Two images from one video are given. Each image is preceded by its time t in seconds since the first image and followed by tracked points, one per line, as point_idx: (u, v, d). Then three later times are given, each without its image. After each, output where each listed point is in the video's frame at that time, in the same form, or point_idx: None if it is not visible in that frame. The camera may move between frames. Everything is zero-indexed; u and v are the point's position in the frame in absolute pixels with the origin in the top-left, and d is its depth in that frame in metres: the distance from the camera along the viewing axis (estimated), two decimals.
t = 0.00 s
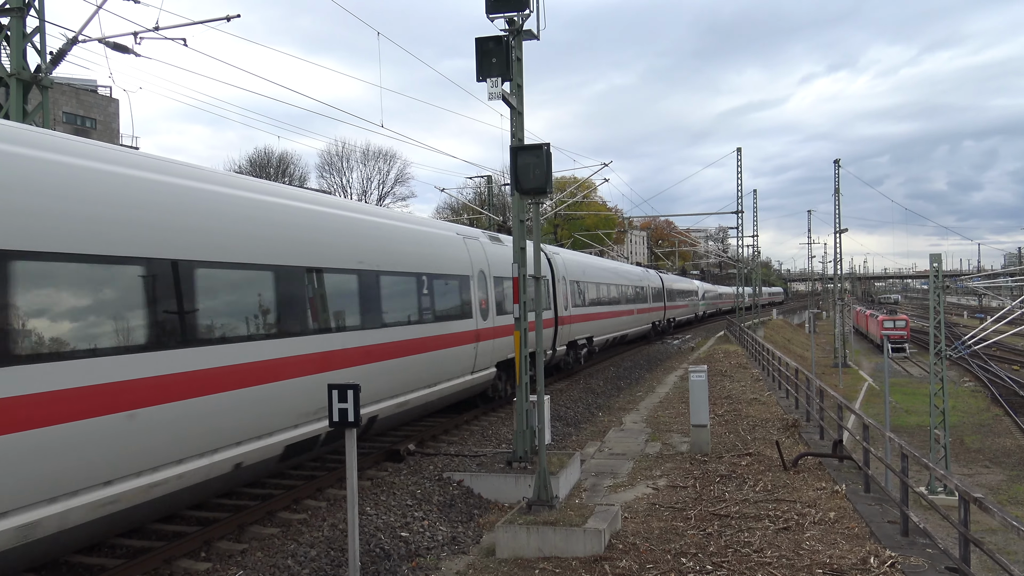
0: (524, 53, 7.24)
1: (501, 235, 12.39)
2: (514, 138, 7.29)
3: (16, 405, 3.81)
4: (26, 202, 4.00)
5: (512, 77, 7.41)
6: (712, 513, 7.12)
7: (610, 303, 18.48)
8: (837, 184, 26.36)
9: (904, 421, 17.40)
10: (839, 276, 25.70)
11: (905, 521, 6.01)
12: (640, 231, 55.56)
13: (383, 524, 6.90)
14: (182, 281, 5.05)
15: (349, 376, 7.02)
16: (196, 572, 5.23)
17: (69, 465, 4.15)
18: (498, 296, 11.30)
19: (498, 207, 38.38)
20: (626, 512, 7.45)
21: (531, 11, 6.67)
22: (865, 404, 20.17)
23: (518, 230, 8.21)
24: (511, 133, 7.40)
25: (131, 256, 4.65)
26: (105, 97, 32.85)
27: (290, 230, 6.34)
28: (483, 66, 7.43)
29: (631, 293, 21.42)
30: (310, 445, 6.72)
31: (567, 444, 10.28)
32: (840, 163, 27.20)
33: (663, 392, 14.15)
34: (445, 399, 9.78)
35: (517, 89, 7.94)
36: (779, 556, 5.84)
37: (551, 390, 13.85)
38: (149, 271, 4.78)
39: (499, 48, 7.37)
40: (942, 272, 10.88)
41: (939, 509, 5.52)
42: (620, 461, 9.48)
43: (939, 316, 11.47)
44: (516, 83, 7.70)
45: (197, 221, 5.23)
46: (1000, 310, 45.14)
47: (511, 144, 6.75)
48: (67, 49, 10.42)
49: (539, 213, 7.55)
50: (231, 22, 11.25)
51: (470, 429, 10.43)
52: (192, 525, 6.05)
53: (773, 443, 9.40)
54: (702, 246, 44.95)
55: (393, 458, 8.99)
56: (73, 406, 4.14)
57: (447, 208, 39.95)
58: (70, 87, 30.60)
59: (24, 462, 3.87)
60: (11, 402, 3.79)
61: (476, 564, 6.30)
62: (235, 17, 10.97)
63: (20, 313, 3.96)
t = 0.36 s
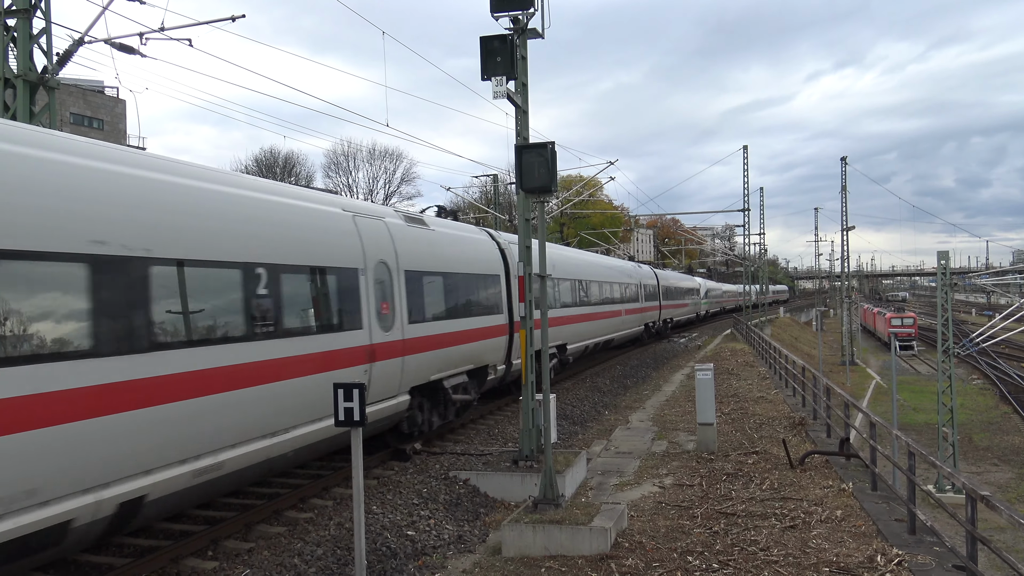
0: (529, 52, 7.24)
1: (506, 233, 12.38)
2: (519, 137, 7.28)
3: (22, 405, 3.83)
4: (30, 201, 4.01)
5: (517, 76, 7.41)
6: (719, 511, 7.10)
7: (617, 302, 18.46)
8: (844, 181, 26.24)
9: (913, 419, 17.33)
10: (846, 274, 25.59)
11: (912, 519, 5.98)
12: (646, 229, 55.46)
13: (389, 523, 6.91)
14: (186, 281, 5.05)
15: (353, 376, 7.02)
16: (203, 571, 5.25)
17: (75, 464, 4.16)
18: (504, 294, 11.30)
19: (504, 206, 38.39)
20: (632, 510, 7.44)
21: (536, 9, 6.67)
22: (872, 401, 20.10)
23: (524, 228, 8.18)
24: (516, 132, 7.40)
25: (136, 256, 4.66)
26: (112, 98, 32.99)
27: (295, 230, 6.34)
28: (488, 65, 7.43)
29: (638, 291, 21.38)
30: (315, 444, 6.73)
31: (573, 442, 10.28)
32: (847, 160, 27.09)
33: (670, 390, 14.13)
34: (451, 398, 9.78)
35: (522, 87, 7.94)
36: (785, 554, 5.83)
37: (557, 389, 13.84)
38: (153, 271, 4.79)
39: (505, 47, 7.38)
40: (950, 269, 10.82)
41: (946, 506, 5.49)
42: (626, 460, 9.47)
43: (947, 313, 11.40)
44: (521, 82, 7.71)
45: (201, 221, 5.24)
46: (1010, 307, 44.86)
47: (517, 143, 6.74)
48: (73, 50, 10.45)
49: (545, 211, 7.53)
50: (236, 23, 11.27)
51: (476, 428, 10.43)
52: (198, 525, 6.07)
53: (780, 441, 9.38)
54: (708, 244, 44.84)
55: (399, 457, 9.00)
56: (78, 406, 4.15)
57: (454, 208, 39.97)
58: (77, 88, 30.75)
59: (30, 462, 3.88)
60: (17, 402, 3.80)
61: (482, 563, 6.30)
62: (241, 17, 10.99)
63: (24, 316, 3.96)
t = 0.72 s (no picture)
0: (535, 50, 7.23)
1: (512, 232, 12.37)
2: (525, 135, 7.27)
3: (29, 404, 3.81)
4: (35, 200, 3.97)
5: (523, 74, 7.40)
6: (726, 510, 7.09)
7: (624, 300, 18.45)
8: (852, 178, 26.13)
9: (921, 417, 17.26)
10: (854, 272, 25.49)
11: (920, 518, 5.96)
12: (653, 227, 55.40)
13: (396, 521, 6.92)
14: (192, 280, 5.03)
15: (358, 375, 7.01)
16: (210, 569, 5.27)
17: (80, 464, 4.15)
18: (510, 293, 11.30)
19: (510, 204, 38.40)
20: (639, 509, 7.43)
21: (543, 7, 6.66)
22: (880, 399, 20.04)
23: (530, 227, 8.16)
24: (522, 131, 7.38)
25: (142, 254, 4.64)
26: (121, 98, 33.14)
27: (298, 230, 6.34)
28: (494, 64, 7.42)
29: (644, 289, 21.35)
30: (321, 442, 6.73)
31: (580, 441, 10.28)
32: (855, 157, 26.98)
33: (677, 388, 14.11)
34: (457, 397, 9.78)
35: (528, 86, 7.93)
36: (792, 553, 5.80)
37: (564, 387, 13.84)
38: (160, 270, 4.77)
39: (511, 45, 7.36)
40: (959, 266, 10.76)
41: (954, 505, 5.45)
42: (633, 458, 9.47)
43: (955, 311, 11.35)
44: (527, 80, 7.69)
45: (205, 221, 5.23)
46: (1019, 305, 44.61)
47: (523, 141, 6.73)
48: (80, 50, 10.49)
49: (551, 210, 7.50)
50: (242, 23, 11.30)
51: (482, 427, 10.44)
52: (206, 523, 6.09)
53: (787, 440, 9.35)
54: (715, 242, 44.75)
55: (406, 455, 9.01)
56: (86, 405, 4.13)
57: (460, 206, 40.02)
58: (86, 88, 30.90)
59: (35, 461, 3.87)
60: (24, 401, 3.79)
61: (489, 561, 6.31)
62: (247, 18, 11.01)
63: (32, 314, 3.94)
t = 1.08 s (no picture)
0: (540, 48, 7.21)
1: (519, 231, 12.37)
2: (530, 133, 7.26)
3: (30, 405, 3.79)
4: (43, 201, 3.98)
5: (528, 72, 7.39)
6: (734, 508, 7.07)
7: (631, 299, 18.43)
8: (859, 174, 26.02)
9: (930, 414, 17.18)
10: (862, 268, 25.39)
11: (930, 515, 5.93)
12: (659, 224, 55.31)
13: (404, 520, 6.93)
14: (198, 279, 5.02)
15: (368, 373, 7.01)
16: (219, 568, 5.29)
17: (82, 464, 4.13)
18: (516, 292, 11.29)
19: (516, 202, 38.41)
20: (647, 507, 7.42)
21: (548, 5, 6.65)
22: (888, 396, 19.97)
23: (537, 225, 8.14)
24: (528, 129, 7.37)
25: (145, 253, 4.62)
26: (128, 98, 33.29)
27: (312, 228, 6.32)
28: (500, 62, 7.41)
29: (651, 287, 21.32)
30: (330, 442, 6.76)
31: (588, 439, 10.27)
32: (862, 153, 26.87)
33: (685, 386, 14.09)
34: (465, 395, 9.80)
35: (533, 84, 7.91)
36: (801, 551, 5.79)
37: (571, 385, 13.84)
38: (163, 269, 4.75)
39: (516, 44, 7.35)
40: (967, 263, 10.71)
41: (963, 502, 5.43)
42: (640, 456, 9.46)
43: (965, 307, 11.30)
44: (532, 78, 7.68)
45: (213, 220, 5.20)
46: None
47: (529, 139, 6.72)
48: (88, 52, 10.52)
49: (558, 208, 7.49)
50: (248, 23, 11.31)
51: (490, 425, 10.45)
52: (215, 522, 6.12)
53: (795, 437, 9.33)
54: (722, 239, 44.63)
55: (414, 454, 9.02)
56: (87, 406, 4.11)
57: (466, 205, 40.03)
58: (93, 90, 31.04)
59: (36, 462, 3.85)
60: (25, 402, 3.76)
61: (497, 559, 6.31)
62: (253, 18, 11.03)
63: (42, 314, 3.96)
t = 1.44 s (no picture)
0: (547, 47, 7.21)
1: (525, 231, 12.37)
2: (537, 133, 7.27)
3: (29, 401, 3.80)
4: (50, 201, 4.06)
5: (535, 72, 7.39)
6: (741, 508, 7.06)
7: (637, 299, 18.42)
8: (866, 174, 25.93)
9: (938, 415, 17.09)
10: (870, 268, 25.29)
11: (937, 516, 5.91)
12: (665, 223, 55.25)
13: (410, 519, 6.94)
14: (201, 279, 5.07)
15: (374, 372, 7.07)
16: (227, 567, 5.30)
17: (84, 461, 4.14)
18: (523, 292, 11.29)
19: (523, 202, 38.41)
20: (653, 507, 7.42)
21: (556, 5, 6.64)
22: (896, 397, 19.90)
23: (543, 225, 8.14)
24: (534, 129, 7.38)
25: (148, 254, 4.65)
26: (135, 98, 33.38)
27: (315, 228, 6.40)
28: (506, 62, 7.41)
29: (659, 287, 21.29)
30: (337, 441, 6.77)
31: (594, 439, 10.26)
32: (869, 152, 26.78)
33: (691, 387, 14.06)
34: (472, 395, 9.80)
35: (540, 83, 7.91)
36: (808, 551, 5.78)
37: (577, 386, 13.82)
38: (164, 268, 4.78)
39: (523, 43, 7.35)
40: (976, 263, 10.67)
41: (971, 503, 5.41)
42: (647, 456, 9.45)
43: (973, 308, 11.25)
44: (539, 78, 7.69)
45: (218, 219, 5.27)
46: None
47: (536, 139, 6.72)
48: (96, 52, 10.55)
49: (565, 208, 7.48)
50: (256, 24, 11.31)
51: (496, 425, 10.44)
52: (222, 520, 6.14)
53: (803, 438, 9.30)
54: (728, 239, 44.52)
55: (420, 453, 9.02)
56: (89, 403, 4.12)
57: (472, 205, 40.02)
58: (101, 90, 31.15)
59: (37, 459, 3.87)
60: (29, 399, 3.80)
61: (503, 559, 6.31)
62: (261, 18, 11.02)
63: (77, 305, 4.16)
